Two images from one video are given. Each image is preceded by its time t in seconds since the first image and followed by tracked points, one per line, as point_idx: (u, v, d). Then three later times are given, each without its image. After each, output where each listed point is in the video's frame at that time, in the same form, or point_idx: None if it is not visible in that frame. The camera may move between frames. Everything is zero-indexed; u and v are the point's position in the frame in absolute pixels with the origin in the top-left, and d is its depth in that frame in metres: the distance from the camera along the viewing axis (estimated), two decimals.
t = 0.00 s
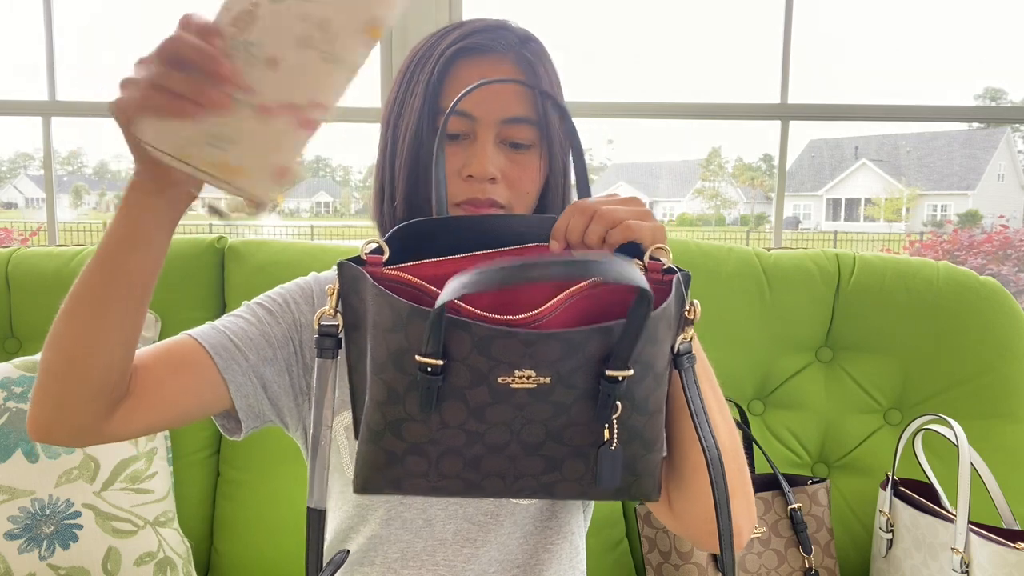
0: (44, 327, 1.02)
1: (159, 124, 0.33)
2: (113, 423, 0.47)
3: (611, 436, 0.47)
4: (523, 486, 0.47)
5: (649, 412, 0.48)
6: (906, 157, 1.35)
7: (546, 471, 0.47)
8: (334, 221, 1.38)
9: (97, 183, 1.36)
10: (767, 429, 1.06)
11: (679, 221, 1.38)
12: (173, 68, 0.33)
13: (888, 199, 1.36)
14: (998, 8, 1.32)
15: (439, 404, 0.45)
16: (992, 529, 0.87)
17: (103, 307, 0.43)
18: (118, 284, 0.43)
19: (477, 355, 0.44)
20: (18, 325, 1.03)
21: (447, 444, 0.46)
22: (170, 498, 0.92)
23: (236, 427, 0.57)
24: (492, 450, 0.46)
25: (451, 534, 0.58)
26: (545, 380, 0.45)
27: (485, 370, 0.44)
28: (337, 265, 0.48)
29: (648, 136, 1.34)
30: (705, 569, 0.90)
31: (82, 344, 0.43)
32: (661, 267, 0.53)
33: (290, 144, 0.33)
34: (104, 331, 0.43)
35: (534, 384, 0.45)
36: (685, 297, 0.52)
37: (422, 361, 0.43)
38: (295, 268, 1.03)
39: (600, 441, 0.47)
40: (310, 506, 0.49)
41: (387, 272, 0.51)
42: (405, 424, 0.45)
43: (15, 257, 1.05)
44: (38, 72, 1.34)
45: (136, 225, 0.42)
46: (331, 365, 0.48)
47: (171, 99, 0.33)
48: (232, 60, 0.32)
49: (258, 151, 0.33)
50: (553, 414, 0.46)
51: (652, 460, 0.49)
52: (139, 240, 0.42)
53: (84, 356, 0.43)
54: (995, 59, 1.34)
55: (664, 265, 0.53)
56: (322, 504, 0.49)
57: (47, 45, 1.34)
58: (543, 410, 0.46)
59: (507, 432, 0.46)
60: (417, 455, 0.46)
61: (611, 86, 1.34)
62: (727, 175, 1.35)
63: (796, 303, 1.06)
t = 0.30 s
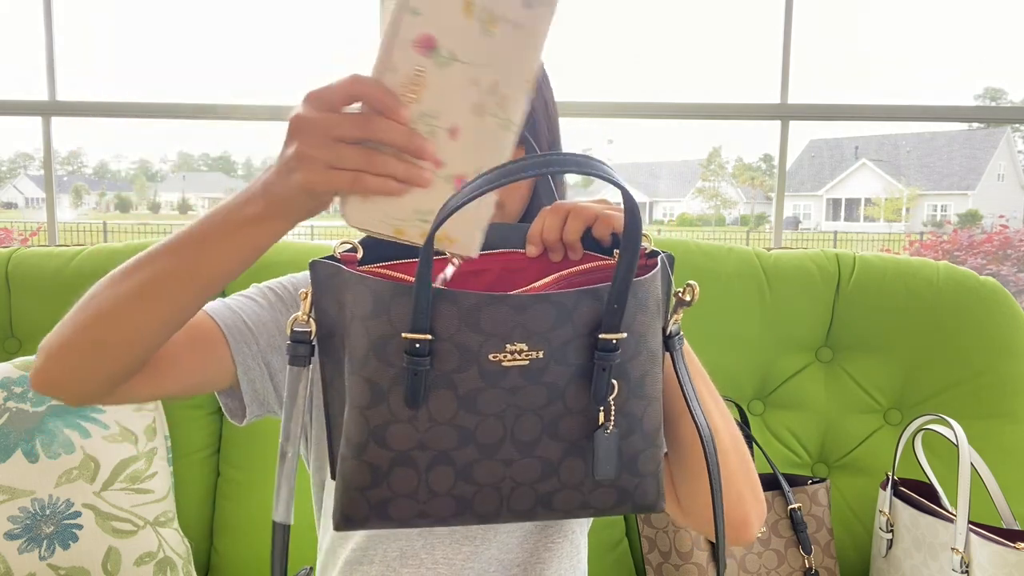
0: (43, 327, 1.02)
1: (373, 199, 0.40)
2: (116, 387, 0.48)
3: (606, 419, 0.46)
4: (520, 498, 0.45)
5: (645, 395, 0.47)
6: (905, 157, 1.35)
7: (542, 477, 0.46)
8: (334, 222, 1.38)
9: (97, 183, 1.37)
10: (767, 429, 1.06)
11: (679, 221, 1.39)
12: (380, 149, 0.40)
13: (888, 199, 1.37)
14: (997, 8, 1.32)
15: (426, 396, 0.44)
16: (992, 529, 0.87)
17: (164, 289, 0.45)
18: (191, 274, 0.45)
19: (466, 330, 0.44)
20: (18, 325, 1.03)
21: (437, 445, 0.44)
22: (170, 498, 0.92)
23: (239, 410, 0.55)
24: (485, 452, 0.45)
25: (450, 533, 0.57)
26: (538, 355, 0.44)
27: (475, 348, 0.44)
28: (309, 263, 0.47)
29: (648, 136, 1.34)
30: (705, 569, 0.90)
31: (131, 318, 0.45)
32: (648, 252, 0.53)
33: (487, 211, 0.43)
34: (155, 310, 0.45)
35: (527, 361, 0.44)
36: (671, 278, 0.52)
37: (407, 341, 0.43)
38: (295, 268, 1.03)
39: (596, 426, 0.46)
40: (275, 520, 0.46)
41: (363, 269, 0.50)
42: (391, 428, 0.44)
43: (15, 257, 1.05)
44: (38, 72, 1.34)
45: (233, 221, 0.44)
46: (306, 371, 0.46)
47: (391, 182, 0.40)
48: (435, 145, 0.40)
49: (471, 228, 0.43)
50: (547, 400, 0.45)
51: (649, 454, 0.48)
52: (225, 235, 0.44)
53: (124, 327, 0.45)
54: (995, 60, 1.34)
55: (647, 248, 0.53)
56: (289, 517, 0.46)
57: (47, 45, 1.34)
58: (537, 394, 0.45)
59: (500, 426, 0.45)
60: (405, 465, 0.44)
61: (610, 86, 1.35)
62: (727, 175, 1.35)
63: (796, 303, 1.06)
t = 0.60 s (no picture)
0: (43, 326, 1.02)
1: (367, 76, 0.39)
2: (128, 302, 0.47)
3: (601, 425, 0.47)
4: (511, 470, 0.48)
5: (637, 397, 0.49)
6: (905, 157, 1.35)
7: (533, 456, 0.48)
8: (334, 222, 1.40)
9: (97, 184, 1.37)
10: (767, 428, 1.06)
11: (679, 222, 1.39)
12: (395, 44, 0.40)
13: (888, 199, 1.37)
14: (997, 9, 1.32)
15: (425, 406, 0.44)
16: (992, 529, 0.87)
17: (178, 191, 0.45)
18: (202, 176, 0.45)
19: (463, 361, 0.43)
20: (17, 324, 1.03)
21: (434, 441, 0.45)
22: (171, 498, 0.92)
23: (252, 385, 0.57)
24: (480, 444, 0.46)
25: (449, 524, 0.58)
26: (535, 378, 0.44)
27: (473, 373, 0.43)
28: (305, 267, 0.44)
29: (648, 136, 1.34)
30: (705, 569, 0.90)
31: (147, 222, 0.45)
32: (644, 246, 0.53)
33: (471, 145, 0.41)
34: (172, 214, 0.45)
35: (524, 384, 0.44)
36: (673, 278, 0.50)
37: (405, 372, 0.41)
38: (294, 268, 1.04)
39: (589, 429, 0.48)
40: (271, 522, 0.43)
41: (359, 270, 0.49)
42: (390, 426, 0.45)
43: (15, 256, 1.05)
44: (38, 72, 1.34)
45: (247, 121, 0.45)
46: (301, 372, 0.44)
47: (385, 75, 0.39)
48: (449, 54, 0.40)
49: (441, 151, 0.40)
50: (542, 407, 0.46)
51: (636, 438, 0.51)
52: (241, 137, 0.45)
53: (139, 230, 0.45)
54: (995, 59, 1.34)
55: (648, 245, 0.53)
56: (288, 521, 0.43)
57: (47, 45, 1.34)
58: (532, 405, 0.45)
59: (495, 427, 0.45)
60: (402, 453, 0.45)
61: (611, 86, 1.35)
62: (727, 175, 1.35)
63: (796, 303, 1.06)
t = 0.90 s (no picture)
0: (44, 327, 1.02)
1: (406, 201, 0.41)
2: (113, 304, 0.54)
3: (588, 403, 0.47)
4: (502, 451, 0.49)
5: (631, 379, 0.50)
6: (906, 157, 1.35)
7: (524, 437, 0.49)
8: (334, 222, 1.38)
9: (97, 184, 1.36)
10: (767, 428, 1.06)
11: (679, 222, 1.38)
12: (430, 177, 0.40)
13: (888, 199, 1.36)
14: (997, 9, 1.32)
15: (420, 372, 0.45)
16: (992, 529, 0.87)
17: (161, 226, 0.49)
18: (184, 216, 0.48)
19: (463, 323, 0.43)
20: (18, 324, 1.03)
21: (427, 414, 0.47)
22: (170, 498, 0.92)
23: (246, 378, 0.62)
24: (472, 419, 0.47)
25: (448, 523, 0.58)
26: (533, 348, 0.44)
27: (471, 338, 0.44)
28: (311, 226, 0.46)
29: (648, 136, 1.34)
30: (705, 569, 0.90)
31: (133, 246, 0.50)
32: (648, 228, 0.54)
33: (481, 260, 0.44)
34: (146, 246, 0.49)
35: (521, 352, 0.45)
36: (673, 265, 0.51)
37: (405, 329, 0.42)
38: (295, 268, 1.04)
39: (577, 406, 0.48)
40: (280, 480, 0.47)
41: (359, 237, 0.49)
42: (384, 393, 0.46)
43: (15, 257, 1.05)
44: (38, 72, 1.34)
45: (237, 173, 0.47)
46: (303, 331, 0.47)
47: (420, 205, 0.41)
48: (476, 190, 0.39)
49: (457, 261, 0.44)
50: (536, 381, 0.46)
51: (629, 427, 0.52)
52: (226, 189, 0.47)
53: (123, 253, 0.50)
54: (995, 59, 1.34)
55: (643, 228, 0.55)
56: (293, 480, 0.47)
57: (48, 45, 1.34)
58: (528, 376, 0.46)
59: (488, 400, 0.47)
60: (394, 424, 0.47)
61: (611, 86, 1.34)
62: (727, 175, 1.35)
63: (796, 303, 1.06)
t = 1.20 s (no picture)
0: (44, 327, 1.02)
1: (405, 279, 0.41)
2: (99, 312, 0.58)
3: (570, 438, 0.44)
4: (498, 532, 0.44)
5: (611, 412, 0.47)
6: (906, 157, 1.35)
7: (517, 506, 0.44)
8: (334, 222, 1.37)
9: (97, 184, 1.36)
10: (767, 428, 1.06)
11: (679, 222, 1.38)
12: (402, 257, 0.41)
13: (888, 199, 1.36)
14: (997, 9, 1.33)
15: (385, 441, 0.42)
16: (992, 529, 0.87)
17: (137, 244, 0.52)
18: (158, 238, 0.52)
19: (413, 363, 0.41)
20: (18, 324, 1.03)
21: (404, 491, 0.42)
22: (170, 498, 0.92)
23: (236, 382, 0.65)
24: (454, 493, 0.43)
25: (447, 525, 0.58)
26: (494, 379, 0.42)
27: (427, 381, 0.41)
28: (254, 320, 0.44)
29: (647, 136, 1.34)
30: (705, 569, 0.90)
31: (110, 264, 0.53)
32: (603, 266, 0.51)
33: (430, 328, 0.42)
34: (118, 264, 0.53)
35: (482, 388, 0.42)
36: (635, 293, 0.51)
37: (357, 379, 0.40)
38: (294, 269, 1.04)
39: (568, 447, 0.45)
40: None
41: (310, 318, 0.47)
42: (354, 476, 0.42)
43: (15, 257, 1.05)
44: (38, 72, 1.34)
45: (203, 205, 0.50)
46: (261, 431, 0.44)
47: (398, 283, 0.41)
48: (435, 280, 0.41)
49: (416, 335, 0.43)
50: (510, 426, 0.43)
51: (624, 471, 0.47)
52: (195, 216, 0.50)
53: (107, 266, 0.53)
54: (995, 59, 1.34)
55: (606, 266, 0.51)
56: None
57: (48, 45, 1.34)
58: (500, 422, 0.43)
59: (465, 460, 0.43)
60: (373, 515, 0.42)
61: (611, 86, 1.34)
62: (728, 175, 1.35)
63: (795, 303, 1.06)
